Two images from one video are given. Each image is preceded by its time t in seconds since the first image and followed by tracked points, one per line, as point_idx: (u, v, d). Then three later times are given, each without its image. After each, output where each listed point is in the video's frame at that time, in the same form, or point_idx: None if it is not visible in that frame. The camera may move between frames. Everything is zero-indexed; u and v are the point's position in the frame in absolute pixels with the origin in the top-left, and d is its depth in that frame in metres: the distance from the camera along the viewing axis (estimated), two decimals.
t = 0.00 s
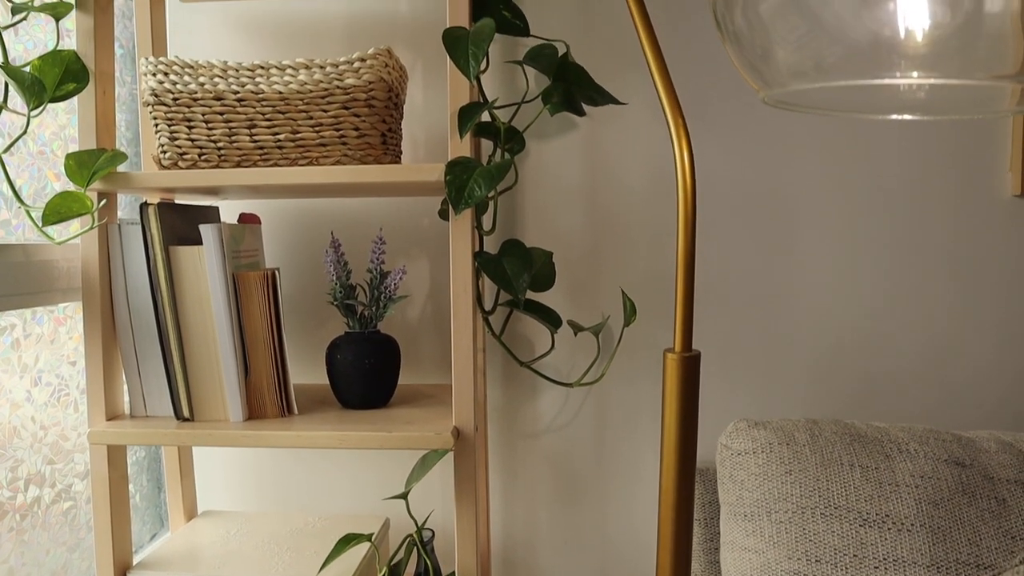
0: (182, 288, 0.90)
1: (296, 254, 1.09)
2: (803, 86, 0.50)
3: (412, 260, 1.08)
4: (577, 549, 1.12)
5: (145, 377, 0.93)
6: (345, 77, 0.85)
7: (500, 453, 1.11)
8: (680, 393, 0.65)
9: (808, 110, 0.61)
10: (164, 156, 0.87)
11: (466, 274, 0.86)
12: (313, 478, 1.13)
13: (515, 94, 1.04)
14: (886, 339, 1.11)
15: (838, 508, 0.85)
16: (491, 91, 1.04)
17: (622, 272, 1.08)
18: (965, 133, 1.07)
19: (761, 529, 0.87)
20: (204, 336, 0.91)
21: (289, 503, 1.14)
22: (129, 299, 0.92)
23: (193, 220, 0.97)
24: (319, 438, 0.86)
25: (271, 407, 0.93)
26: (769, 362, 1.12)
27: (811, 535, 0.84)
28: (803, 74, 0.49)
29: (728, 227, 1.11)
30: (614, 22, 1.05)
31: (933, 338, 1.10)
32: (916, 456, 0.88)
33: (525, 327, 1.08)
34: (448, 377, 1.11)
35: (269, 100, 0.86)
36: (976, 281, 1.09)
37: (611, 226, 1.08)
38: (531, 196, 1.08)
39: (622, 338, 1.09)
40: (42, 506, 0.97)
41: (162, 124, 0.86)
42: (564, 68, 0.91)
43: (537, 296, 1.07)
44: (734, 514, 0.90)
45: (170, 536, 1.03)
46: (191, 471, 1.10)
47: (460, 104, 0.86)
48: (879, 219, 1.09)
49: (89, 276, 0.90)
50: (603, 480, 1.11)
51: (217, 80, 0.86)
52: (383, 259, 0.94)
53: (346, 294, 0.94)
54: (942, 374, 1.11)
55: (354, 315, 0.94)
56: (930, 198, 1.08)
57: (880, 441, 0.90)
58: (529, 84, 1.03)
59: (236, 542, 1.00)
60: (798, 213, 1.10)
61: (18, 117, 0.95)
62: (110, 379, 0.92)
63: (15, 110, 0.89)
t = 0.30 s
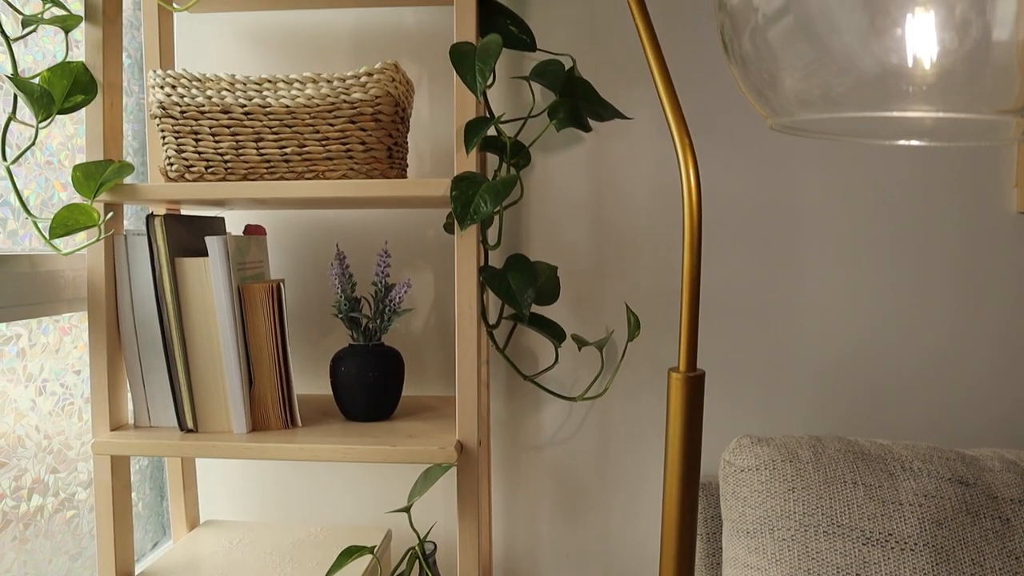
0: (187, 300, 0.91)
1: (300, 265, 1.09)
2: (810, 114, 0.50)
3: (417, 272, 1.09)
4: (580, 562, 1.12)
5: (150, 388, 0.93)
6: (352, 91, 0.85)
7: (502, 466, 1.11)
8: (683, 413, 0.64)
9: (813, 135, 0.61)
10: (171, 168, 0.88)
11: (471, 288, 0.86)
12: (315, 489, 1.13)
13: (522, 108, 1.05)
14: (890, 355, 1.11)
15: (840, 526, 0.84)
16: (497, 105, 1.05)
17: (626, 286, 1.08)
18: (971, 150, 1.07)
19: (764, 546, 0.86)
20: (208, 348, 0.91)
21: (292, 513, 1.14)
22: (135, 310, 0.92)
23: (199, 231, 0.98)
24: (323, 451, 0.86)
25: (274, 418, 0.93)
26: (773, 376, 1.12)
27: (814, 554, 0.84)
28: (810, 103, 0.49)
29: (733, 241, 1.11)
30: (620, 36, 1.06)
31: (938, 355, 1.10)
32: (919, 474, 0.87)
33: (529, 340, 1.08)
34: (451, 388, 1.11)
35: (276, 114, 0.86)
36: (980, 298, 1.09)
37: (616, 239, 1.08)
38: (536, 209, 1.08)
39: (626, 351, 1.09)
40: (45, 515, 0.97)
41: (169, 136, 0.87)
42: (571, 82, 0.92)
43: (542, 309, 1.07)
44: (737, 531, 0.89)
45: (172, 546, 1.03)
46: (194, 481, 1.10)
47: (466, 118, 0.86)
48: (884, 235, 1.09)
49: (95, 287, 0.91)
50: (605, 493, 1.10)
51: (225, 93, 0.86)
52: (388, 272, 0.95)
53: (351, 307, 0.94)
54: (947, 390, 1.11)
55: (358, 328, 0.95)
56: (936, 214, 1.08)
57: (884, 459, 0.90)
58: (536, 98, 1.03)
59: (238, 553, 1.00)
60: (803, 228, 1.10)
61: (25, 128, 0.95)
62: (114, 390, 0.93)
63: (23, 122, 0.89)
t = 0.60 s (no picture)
0: (187, 313, 0.91)
1: (300, 277, 1.09)
2: (807, 141, 0.50)
3: (417, 283, 1.09)
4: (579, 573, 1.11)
5: (149, 401, 0.93)
6: (352, 105, 0.85)
7: (502, 476, 1.11)
8: (682, 431, 0.61)
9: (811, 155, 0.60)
10: (170, 182, 0.88)
11: (469, 302, 0.86)
12: (316, 499, 1.13)
13: (522, 120, 1.05)
14: (891, 366, 1.11)
15: (840, 540, 0.84)
16: (497, 117, 1.05)
17: (626, 297, 1.08)
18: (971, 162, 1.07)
19: (763, 561, 0.86)
20: (208, 362, 0.91)
21: (292, 523, 1.14)
22: (135, 323, 0.92)
23: (199, 243, 0.98)
24: (322, 465, 0.86)
25: (274, 431, 0.93)
26: (773, 387, 1.12)
27: (813, 568, 0.84)
28: (807, 128, 0.49)
29: (733, 252, 1.11)
30: (620, 48, 1.06)
31: (938, 367, 1.10)
32: (918, 488, 0.87)
33: (529, 352, 1.08)
34: (450, 399, 1.11)
35: (276, 128, 0.86)
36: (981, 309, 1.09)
37: (616, 251, 1.08)
38: (536, 221, 1.08)
39: (625, 362, 1.09)
40: (45, 528, 0.97)
41: (169, 150, 0.87)
42: (571, 96, 0.92)
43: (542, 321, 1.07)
44: (736, 545, 0.89)
45: (172, 558, 1.03)
46: (194, 492, 1.11)
47: (466, 131, 0.86)
48: (884, 246, 1.09)
49: (95, 300, 0.91)
50: (605, 504, 1.10)
51: (224, 107, 0.86)
52: (387, 284, 0.95)
53: (351, 320, 0.94)
54: (947, 402, 1.11)
55: (358, 340, 0.95)
56: (936, 226, 1.08)
57: (883, 472, 0.90)
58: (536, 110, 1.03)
59: (238, 565, 1.01)
60: (803, 239, 1.10)
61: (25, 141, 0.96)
62: (114, 403, 0.93)
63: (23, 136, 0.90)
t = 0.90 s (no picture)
0: (186, 333, 0.91)
1: (300, 294, 1.10)
2: (800, 175, 0.50)
3: (416, 299, 1.09)
4: None
5: (150, 421, 0.94)
6: (350, 126, 0.86)
7: (502, 492, 1.11)
8: (681, 457, 0.60)
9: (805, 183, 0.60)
10: (170, 204, 0.88)
11: (468, 323, 0.86)
12: (316, 516, 1.14)
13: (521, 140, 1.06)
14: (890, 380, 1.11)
15: (840, 558, 0.84)
16: (497, 137, 1.06)
17: (625, 313, 1.08)
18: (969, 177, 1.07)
19: None
20: (208, 382, 0.91)
21: (292, 540, 1.15)
22: (134, 343, 0.92)
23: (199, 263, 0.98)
24: (321, 486, 0.86)
25: (274, 451, 0.94)
26: (773, 401, 1.12)
27: None
28: (798, 165, 0.49)
29: (731, 267, 1.11)
30: (618, 65, 1.06)
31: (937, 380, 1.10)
32: (918, 505, 0.88)
33: (529, 369, 1.08)
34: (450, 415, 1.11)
35: (275, 149, 0.86)
36: (979, 323, 1.09)
37: (615, 266, 1.08)
38: (535, 237, 1.08)
39: (624, 378, 1.09)
40: (46, 547, 0.97)
41: (168, 171, 0.87)
42: (569, 114, 0.92)
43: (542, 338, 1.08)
44: (736, 562, 0.89)
45: None
46: (195, 509, 1.11)
47: (464, 152, 0.86)
48: (882, 261, 1.09)
49: (95, 321, 0.91)
50: (605, 519, 1.11)
51: (223, 129, 0.86)
52: (386, 303, 0.95)
53: (350, 339, 0.94)
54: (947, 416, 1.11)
55: (358, 360, 0.95)
56: (934, 240, 1.09)
57: (883, 488, 0.90)
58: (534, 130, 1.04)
59: None
60: (802, 253, 1.10)
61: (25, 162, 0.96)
62: (114, 423, 0.93)
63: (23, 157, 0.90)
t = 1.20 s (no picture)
0: (186, 351, 0.91)
1: (300, 309, 1.10)
2: (794, 205, 0.51)
3: (416, 314, 1.09)
4: None
5: (151, 438, 0.94)
6: (349, 145, 0.86)
7: (502, 506, 1.11)
8: (679, 481, 0.59)
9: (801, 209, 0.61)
10: (171, 224, 0.88)
11: (468, 342, 0.86)
12: (317, 530, 1.14)
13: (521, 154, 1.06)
14: (889, 393, 1.11)
15: None
16: (496, 152, 1.06)
17: (624, 328, 1.09)
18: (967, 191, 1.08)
19: None
20: (208, 399, 0.92)
21: (294, 554, 1.15)
22: (135, 360, 0.93)
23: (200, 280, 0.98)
24: (321, 504, 0.86)
25: (274, 467, 0.94)
26: (772, 414, 1.12)
27: None
28: (793, 196, 0.50)
29: (731, 280, 1.11)
30: (617, 80, 1.06)
31: (935, 393, 1.11)
32: (918, 521, 0.88)
33: (528, 383, 1.08)
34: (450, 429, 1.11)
35: (274, 169, 0.87)
36: (978, 337, 1.09)
37: (614, 280, 1.08)
38: (535, 252, 1.09)
39: (624, 392, 1.09)
40: (48, 565, 0.98)
41: (168, 191, 0.87)
42: (568, 131, 0.92)
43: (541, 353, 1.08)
44: None
45: None
46: (196, 524, 1.11)
47: (463, 170, 0.86)
48: (881, 275, 1.10)
49: (95, 339, 0.91)
50: (605, 532, 1.11)
51: (222, 149, 0.87)
52: (387, 321, 0.96)
53: (351, 356, 0.95)
54: (946, 429, 1.11)
55: (358, 377, 0.95)
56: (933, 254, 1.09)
57: (882, 504, 0.90)
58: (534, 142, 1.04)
59: None
60: (800, 267, 1.10)
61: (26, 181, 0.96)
62: (115, 441, 0.93)
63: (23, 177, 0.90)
